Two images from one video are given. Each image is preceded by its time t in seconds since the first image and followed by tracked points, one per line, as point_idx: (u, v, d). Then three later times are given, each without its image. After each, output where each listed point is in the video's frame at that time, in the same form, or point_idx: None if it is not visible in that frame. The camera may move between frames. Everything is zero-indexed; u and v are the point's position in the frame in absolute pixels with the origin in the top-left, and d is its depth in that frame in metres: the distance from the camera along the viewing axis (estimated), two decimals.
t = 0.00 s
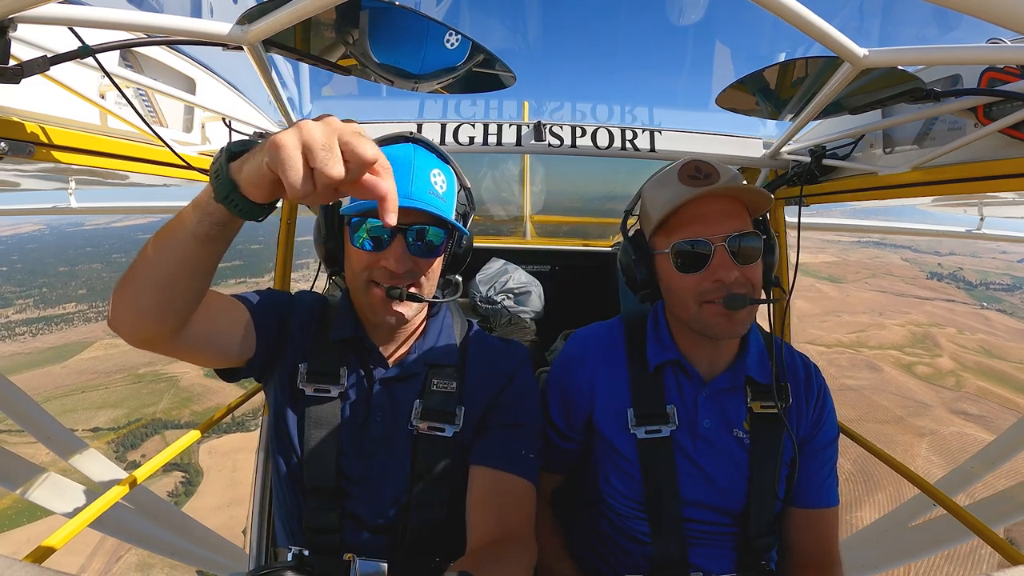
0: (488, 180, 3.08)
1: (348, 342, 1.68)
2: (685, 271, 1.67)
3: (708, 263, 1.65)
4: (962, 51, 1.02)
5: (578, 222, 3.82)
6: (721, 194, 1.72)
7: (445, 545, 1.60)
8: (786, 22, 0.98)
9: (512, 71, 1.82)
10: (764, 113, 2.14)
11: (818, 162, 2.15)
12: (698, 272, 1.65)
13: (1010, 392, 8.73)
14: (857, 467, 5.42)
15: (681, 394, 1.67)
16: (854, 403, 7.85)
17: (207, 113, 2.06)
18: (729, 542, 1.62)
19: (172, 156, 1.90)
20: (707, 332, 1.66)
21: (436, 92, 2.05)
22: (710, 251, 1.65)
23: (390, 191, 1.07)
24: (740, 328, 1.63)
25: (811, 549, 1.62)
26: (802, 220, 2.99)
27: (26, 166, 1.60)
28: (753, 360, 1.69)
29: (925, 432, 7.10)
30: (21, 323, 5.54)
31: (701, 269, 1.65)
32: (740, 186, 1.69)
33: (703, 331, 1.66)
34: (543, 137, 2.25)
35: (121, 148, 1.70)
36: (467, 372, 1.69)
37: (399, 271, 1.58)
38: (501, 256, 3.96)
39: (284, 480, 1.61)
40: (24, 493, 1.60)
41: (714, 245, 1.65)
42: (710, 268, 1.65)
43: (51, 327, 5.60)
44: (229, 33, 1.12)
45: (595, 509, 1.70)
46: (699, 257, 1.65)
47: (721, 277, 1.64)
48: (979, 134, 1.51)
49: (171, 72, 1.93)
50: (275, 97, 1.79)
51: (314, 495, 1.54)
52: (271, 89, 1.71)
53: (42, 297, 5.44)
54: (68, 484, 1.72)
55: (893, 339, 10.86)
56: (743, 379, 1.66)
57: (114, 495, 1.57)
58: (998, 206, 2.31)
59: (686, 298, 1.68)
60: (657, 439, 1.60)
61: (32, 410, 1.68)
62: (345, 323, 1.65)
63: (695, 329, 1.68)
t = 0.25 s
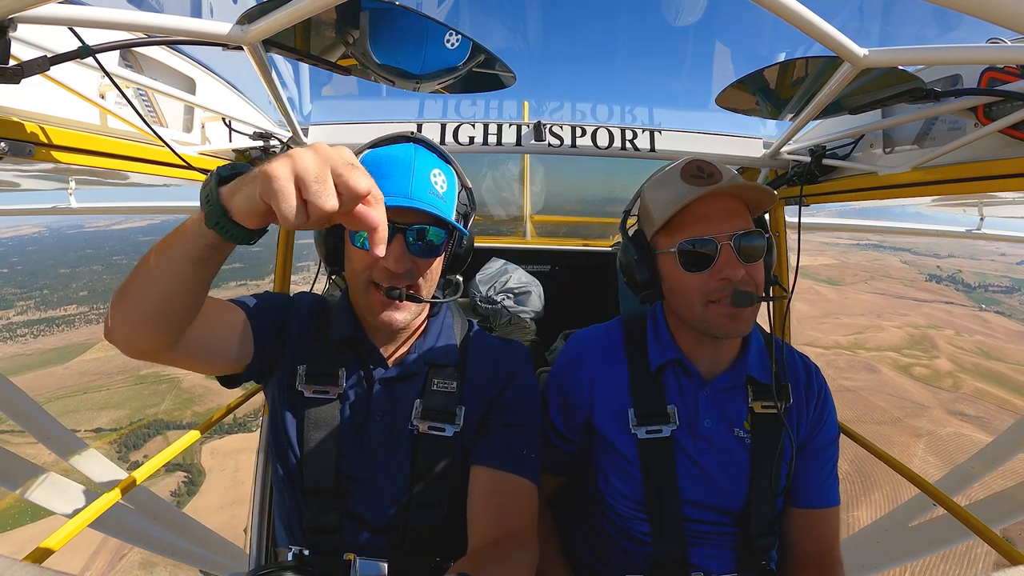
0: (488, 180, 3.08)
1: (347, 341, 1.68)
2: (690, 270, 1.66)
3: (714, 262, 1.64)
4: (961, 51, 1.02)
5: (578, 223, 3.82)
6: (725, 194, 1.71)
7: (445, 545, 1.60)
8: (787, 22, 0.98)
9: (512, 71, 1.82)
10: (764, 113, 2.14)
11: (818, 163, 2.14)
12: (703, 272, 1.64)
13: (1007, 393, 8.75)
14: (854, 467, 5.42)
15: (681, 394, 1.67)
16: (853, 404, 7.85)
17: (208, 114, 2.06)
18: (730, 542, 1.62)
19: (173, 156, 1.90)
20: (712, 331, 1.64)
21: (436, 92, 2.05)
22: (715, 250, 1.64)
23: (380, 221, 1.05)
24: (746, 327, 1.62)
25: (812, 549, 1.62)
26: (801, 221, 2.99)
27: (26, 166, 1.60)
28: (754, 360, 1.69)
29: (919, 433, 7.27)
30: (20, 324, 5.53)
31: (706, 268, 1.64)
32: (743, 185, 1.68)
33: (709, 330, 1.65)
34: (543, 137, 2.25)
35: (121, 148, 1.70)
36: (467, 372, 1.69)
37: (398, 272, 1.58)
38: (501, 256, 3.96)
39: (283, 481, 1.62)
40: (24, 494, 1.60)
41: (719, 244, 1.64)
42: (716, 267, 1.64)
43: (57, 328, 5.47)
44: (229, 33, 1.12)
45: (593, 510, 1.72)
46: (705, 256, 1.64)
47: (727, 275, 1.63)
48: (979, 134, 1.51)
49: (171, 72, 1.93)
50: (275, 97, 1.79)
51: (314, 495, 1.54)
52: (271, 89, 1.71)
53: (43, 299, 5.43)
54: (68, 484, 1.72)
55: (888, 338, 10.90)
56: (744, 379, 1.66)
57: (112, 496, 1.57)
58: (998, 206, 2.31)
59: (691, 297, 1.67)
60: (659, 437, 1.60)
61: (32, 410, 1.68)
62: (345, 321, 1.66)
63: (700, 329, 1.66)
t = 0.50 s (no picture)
0: (488, 180, 3.08)
1: (349, 339, 1.71)
2: (705, 276, 1.62)
3: (730, 270, 1.61)
4: (961, 51, 1.02)
5: (578, 223, 3.82)
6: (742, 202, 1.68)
7: (445, 545, 1.60)
8: (787, 22, 0.98)
9: (512, 71, 1.82)
10: (764, 113, 2.14)
11: (818, 163, 2.14)
12: (719, 279, 1.61)
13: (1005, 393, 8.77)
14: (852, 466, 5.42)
15: (684, 394, 1.67)
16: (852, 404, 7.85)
17: (207, 113, 2.06)
18: (730, 542, 1.62)
19: (173, 156, 1.90)
20: (722, 337, 1.62)
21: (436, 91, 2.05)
22: (732, 258, 1.60)
23: (331, 397, 1.01)
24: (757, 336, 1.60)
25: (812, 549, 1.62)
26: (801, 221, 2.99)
27: (26, 166, 1.60)
28: (757, 361, 1.70)
29: (916, 433, 7.17)
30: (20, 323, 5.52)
31: (722, 275, 1.61)
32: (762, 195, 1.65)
33: (718, 336, 1.63)
34: (543, 137, 2.25)
35: (121, 148, 1.70)
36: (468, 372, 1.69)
37: (372, 262, 1.55)
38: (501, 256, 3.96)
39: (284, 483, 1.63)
40: (23, 493, 1.60)
41: (736, 252, 1.61)
42: (732, 275, 1.60)
43: (57, 330, 5.02)
44: (229, 33, 1.12)
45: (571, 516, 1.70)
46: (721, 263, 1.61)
47: (743, 285, 1.60)
48: (979, 134, 1.51)
49: (171, 72, 1.93)
50: (275, 97, 1.79)
51: (313, 496, 1.54)
52: (271, 89, 1.71)
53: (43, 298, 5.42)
54: (68, 484, 1.72)
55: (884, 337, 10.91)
56: (748, 381, 1.67)
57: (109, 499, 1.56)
58: (999, 206, 2.30)
59: (703, 304, 1.63)
60: (663, 437, 1.60)
61: (32, 409, 1.68)
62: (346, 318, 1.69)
63: (710, 335, 1.64)
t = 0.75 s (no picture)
0: (488, 180, 3.08)
1: (346, 339, 1.72)
2: (722, 271, 1.58)
3: (745, 266, 1.58)
4: (961, 51, 1.02)
5: (579, 222, 3.81)
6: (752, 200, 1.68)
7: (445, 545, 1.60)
8: (787, 22, 0.98)
9: (512, 71, 1.82)
10: (764, 113, 2.14)
11: (818, 162, 2.15)
12: (736, 274, 1.57)
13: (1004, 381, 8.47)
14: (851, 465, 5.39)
15: (685, 394, 1.67)
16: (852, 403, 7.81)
17: (207, 113, 2.05)
18: (731, 542, 1.63)
19: (173, 156, 1.90)
20: (736, 334, 1.59)
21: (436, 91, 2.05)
22: (748, 253, 1.58)
23: None
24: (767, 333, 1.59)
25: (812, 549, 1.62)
26: (802, 221, 2.99)
27: (26, 166, 1.60)
28: (757, 362, 1.70)
29: (913, 431, 6.99)
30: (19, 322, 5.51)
31: (739, 270, 1.57)
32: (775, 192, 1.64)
33: (731, 334, 1.59)
34: (543, 137, 2.25)
35: (121, 149, 1.71)
36: (467, 369, 1.69)
37: (346, 252, 1.59)
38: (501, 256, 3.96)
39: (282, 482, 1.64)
40: (23, 493, 1.62)
41: (752, 247, 1.58)
42: (748, 270, 1.58)
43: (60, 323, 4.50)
44: (229, 33, 1.12)
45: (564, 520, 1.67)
46: (738, 258, 1.58)
47: (759, 279, 1.58)
48: (979, 134, 1.51)
49: (171, 72, 1.92)
50: (274, 98, 1.80)
51: (312, 496, 1.55)
52: (271, 89, 1.71)
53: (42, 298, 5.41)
54: (68, 484, 1.73)
55: (886, 340, 9.77)
56: (748, 381, 1.67)
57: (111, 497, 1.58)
58: (999, 206, 2.30)
59: (718, 300, 1.59)
60: (663, 436, 1.60)
61: (31, 409, 1.69)
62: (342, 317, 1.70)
63: (721, 332, 1.60)
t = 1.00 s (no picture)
0: (488, 180, 3.08)
1: (344, 336, 1.72)
2: (732, 267, 1.57)
3: (755, 263, 1.57)
4: (961, 51, 1.02)
5: (578, 222, 3.81)
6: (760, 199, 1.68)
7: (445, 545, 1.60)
8: (788, 22, 0.98)
9: (512, 71, 1.83)
10: (764, 113, 2.14)
11: (818, 162, 2.16)
12: (745, 271, 1.57)
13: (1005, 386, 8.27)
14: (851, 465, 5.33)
15: (685, 394, 1.67)
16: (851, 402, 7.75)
17: (207, 113, 2.05)
18: (732, 541, 1.63)
19: (173, 156, 1.90)
20: (744, 330, 1.58)
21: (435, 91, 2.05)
22: (758, 250, 1.57)
23: None
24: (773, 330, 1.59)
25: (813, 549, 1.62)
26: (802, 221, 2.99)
27: (25, 166, 1.60)
28: (758, 361, 1.70)
29: (911, 429, 6.60)
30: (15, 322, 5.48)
31: (749, 267, 1.57)
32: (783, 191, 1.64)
33: (739, 330, 1.59)
34: (543, 137, 2.25)
35: (121, 149, 1.71)
36: (466, 368, 1.69)
37: (340, 252, 1.60)
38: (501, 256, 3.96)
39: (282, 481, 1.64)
40: (23, 493, 1.63)
41: (761, 244, 1.58)
42: (757, 267, 1.57)
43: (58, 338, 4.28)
44: (228, 33, 1.11)
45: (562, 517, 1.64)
46: (748, 255, 1.57)
47: (768, 277, 1.57)
48: (979, 134, 1.51)
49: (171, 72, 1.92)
50: (274, 97, 1.80)
51: (312, 496, 1.55)
52: (271, 89, 1.71)
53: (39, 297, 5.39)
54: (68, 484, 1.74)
55: (885, 339, 9.57)
56: (749, 380, 1.67)
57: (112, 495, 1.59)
58: (999, 206, 2.30)
59: (727, 296, 1.58)
60: (663, 436, 1.60)
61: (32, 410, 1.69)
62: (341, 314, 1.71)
63: (729, 328, 1.59)
